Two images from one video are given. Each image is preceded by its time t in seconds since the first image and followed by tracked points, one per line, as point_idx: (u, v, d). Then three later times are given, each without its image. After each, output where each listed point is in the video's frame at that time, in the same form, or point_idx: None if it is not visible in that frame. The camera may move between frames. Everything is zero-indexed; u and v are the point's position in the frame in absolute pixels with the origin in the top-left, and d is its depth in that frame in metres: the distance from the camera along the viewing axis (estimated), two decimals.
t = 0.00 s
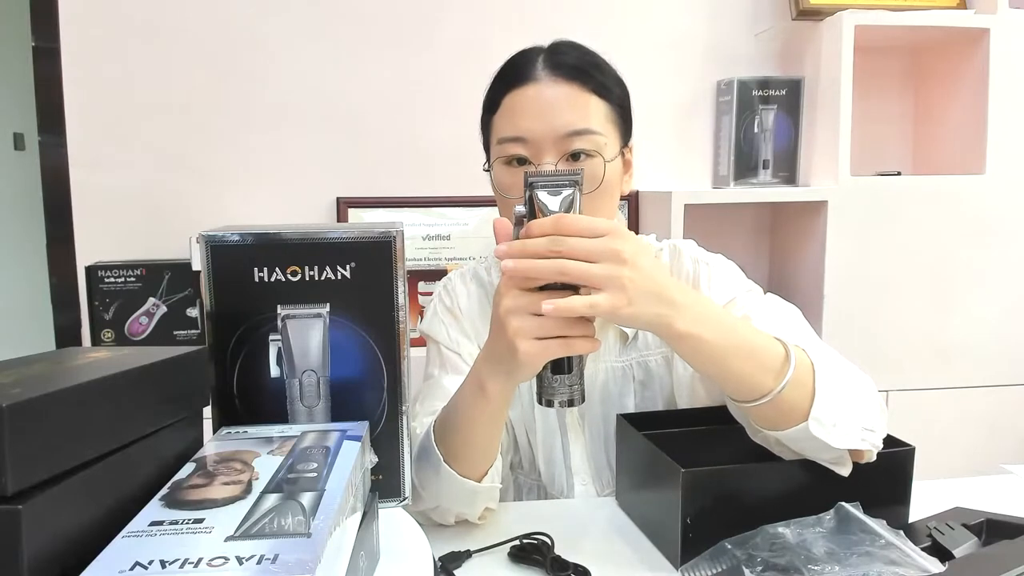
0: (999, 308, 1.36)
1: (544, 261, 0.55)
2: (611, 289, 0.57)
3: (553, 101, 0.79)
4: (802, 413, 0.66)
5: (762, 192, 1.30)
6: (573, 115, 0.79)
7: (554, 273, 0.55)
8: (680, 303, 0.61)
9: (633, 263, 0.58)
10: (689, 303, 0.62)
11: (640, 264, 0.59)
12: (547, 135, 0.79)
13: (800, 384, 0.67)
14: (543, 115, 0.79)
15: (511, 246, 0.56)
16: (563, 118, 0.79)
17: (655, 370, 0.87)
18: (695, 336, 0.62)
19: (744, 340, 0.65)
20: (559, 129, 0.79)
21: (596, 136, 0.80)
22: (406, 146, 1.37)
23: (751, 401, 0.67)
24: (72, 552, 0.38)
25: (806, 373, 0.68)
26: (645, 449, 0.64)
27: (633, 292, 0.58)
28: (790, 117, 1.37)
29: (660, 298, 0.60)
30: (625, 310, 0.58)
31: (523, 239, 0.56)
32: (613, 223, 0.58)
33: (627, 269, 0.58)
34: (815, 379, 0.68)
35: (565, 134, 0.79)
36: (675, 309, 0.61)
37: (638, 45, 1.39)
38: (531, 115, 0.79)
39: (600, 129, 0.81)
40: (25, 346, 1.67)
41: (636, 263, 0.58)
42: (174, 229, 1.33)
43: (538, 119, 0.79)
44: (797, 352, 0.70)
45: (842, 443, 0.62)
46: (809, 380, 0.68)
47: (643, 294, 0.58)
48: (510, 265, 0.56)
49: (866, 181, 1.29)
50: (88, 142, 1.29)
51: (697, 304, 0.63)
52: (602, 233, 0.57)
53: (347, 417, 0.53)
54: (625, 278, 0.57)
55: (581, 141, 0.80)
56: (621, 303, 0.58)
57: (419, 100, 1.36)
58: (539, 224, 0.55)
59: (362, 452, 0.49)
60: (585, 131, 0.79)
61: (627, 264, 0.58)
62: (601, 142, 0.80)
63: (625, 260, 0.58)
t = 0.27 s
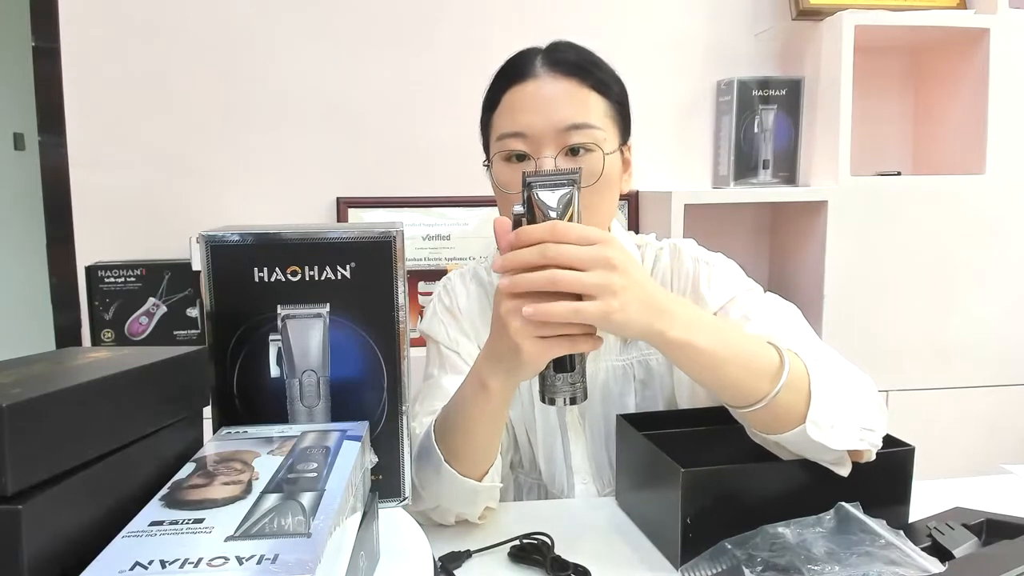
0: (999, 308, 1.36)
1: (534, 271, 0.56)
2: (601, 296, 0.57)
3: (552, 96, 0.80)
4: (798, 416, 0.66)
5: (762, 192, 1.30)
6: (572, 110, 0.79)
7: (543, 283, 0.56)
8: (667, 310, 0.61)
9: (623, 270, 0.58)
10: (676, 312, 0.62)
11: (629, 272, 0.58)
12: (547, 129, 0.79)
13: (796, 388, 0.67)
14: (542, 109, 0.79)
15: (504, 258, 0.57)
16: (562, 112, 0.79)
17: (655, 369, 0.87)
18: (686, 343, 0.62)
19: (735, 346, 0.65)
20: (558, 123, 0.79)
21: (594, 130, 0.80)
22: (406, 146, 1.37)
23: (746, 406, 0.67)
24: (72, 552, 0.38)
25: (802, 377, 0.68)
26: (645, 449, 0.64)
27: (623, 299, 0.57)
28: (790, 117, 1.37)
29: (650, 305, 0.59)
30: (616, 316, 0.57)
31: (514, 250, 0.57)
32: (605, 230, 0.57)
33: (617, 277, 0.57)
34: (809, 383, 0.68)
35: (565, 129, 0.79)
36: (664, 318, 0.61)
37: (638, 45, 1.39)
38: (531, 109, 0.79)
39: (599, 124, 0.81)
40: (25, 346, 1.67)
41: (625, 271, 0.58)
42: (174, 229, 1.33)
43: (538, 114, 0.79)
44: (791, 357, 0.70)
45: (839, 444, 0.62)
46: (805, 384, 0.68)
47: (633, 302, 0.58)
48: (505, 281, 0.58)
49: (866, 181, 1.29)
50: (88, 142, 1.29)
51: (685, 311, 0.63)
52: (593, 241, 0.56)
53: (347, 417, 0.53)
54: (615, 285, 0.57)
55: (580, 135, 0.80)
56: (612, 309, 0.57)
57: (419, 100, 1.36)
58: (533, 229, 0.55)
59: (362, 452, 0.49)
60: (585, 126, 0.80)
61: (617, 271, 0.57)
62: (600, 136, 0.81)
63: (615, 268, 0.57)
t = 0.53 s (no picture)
0: (999, 308, 1.36)
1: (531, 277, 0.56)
2: (597, 303, 0.57)
3: (547, 101, 0.79)
4: (797, 418, 0.66)
5: (762, 192, 1.30)
6: (568, 114, 0.79)
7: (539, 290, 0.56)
8: (666, 316, 0.61)
9: (621, 277, 0.57)
10: (676, 318, 0.62)
11: (628, 279, 0.58)
12: (543, 134, 0.79)
13: (794, 391, 0.67)
14: (537, 114, 0.79)
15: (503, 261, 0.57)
16: (558, 117, 0.79)
17: (655, 367, 0.87)
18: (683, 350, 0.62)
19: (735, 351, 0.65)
20: (554, 127, 0.79)
21: (590, 133, 0.80)
22: (405, 146, 1.37)
23: (745, 409, 0.66)
24: (72, 552, 0.38)
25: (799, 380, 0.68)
26: (645, 449, 0.64)
27: (620, 306, 0.57)
28: (790, 117, 1.38)
29: (648, 312, 0.59)
30: (611, 322, 0.57)
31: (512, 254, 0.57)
32: (604, 236, 0.57)
33: (615, 283, 0.57)
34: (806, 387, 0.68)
35: (561, 133, 0.79)
36: (663, 323, 0.61)
37: (638, 44, 1.39)
38: (526, 114, 0.79)
39: (594, 127, 0.81)
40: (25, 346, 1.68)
41: (624, 277, 0.58)
42: (174, 229, 1.33)
43: (533, 119, 0.79)
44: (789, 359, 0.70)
45: (836, 445, 0.62)
46: (803, 387, 0.68)
47: (630, 308, 0.58)
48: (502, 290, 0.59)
49: (866, 181, 1.29)
50: (88, 142, 1.29)
51: (684, 317, 0.63)
52: (591, 248, 0.56)
53: (347, 417, 0.53)
54: (612, 291, 0.57)
55: (576, 139, 0.80)
56: (607, 315, 0.57)
57: (419, 100, 1.36)
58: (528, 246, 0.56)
59: (362, 452, 0.49)
60: (581, 129, 0.80)
61: (615, 278, 0.57)
62: (595, 139, 0.81)
63: (613, 274, 0.57)
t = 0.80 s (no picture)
0: (999, 308, 1.36)
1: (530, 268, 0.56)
2: (595, 297, 0.57)
3: (549, 101, 0.79)
4: (795, 416, 0.66)
5: (762, 192, 1.30)
6: (570, 114, 0.79)
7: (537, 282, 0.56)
8: (665, 311, 0.61)
9: (620, 271, 0.58)
10: (675, 313, 0.62)
11: (626, 273, 0.58)
12: (545, 134, 0.79)
13: (793, 387, 0.67)
14: (539, 115, 0.79)
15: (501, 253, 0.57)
16: (560, 117, 0.79)
17: (655, 368, 0.87)
18: (683, 346, 0.63)
19: (733, 346, 0.65)
20: (556, 128, 0.79)
21: (592, 133, 0.80)
22: (405, 146, 1.37)
23: (744, 406, 0.66)
24: (72, 552, 0.38)
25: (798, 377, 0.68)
26: (645, 449, 0.64)
27: (618, 300, 0.57)
28: (790, 117, 1.38)
29: (647, 307, 0.60)
30: (609, 317, 0.57)
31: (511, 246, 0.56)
32: (603, 231, 0.58)
33: (614, 277, 0.57)
34: (806, 384, 0.68)
35: (563, 134, 0.79)
36: (662, 318, 0.61)
37: (639, 44, 1.39)
38: (528, 114, 0.79)
39: (596, 127, 0.81)
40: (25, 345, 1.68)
41: (622, 272, 0.58)
42: (173, 229, 1.33)
43: (535, 119, 0.79)
44: (788, 357, 0.70)
45: (836, 444, 0.62)
46: (802, 383, 0.68)
47: (628, 303, 0.58)
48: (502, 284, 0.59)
49: (866, 181, 1.29)
50: (88, 142, 1.29)
51: (682, 313, 0.63)
52: (590, 241, 0.56)
53: (347, 417, 0.53)
54: (611, 286, 0.57)
55: (578, 139, 0.80)
56: (605, 309, 0.57)
57: (419, 100, 1.36)
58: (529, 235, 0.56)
59: (362, 452, 0.49)
60: (582, 130, 0.80)
61: (614, 272, 0.58)
62: (598, 140, 0.80)
63: (611, 268, 0.57)
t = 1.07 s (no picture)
0: (999, 308, 1.36)
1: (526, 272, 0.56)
2: (590, 301, 0.56)
3: (552, 97, 0.80)
4: (796, 418, 0.66)
5: (762, 192, 1.30)
6: (573, 110, 0.79)
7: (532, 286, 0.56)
8: (664, 316, 0.61)
9: (617, 276, 0.57)
10: (675, 318, 0.62)
11: (623, 277, 0.58)
12: (547, 129, 0.79)
13: (794, 387, 0.67)
14: (542, 110, 0.79)
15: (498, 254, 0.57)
16: (563, 112, 0.79)
17: (655, 368, 0.87)
18: (682, 348, 0.62)
19: (733, 347, 0.65)
20: (559, 123, 0.79)
21: (595, 129, 0.80)
22: (406, 146, 1.37)
23: (744, 408, 0.67)
24: (72, 552, 0.38)
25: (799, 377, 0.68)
26: (645, 449, 0.64)
27: (614, 305, 0.57)
28: (790, 117, 1.37)
29: (644, 311, 0.59)
30: (605, 322, 0.57)
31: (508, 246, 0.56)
32: (601, 234, 0.57)
33: (609, 283, 0.57)
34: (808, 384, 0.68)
35: (566, 129, 0.79)
36: (661, 323, 0.61)
37: (639, 44, 1.39)
38: (531, 109, 0.79)
39: (599, 123, 0.81)
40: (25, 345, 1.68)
41: (619, 276, 0.58)
42: (173, 229, 1.33)
43: (538, 114, 0.79)
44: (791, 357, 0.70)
45: (836, 445, 0.62)
46: (803, 383, 0.68)
47: (625, 308, 0.58)
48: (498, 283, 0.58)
49: (866, 181, 1.29)
50: (88, 142, 1.29)
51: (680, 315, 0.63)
52: (587, 245, 0.56)
53: (347, 417, 0.53)
54: (606, 291, 0.57)
55: (581, 135, 0.80)
56: (600, 315, 0.57)
57: (419, 100, 1.36)
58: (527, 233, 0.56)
59: (362, 452, 0.49)
60: (585, 125, 0.80)
61: (610, 276, 0.57)
62: (600, 135, 0.80)
63: (608, 273, 0.57)
